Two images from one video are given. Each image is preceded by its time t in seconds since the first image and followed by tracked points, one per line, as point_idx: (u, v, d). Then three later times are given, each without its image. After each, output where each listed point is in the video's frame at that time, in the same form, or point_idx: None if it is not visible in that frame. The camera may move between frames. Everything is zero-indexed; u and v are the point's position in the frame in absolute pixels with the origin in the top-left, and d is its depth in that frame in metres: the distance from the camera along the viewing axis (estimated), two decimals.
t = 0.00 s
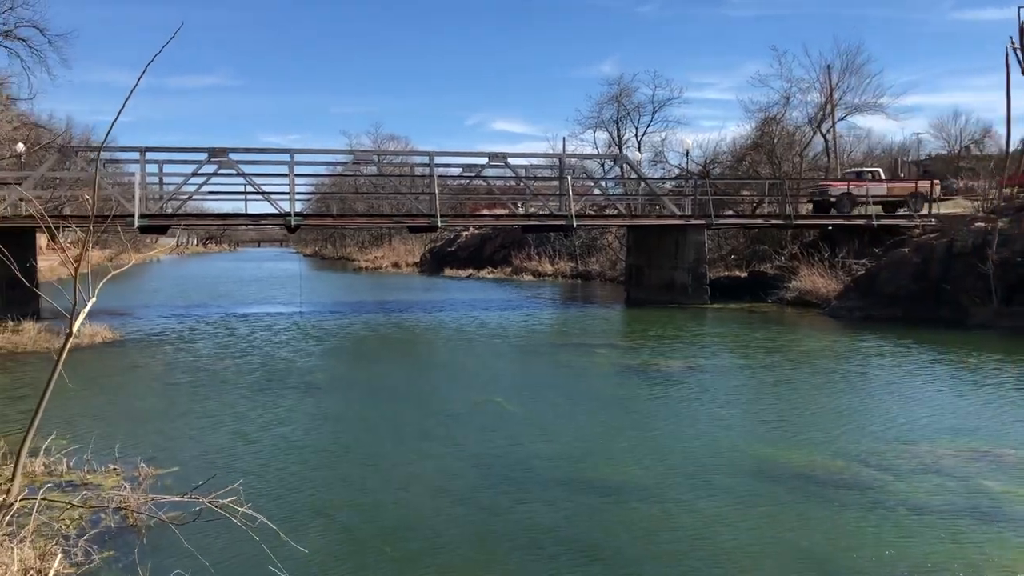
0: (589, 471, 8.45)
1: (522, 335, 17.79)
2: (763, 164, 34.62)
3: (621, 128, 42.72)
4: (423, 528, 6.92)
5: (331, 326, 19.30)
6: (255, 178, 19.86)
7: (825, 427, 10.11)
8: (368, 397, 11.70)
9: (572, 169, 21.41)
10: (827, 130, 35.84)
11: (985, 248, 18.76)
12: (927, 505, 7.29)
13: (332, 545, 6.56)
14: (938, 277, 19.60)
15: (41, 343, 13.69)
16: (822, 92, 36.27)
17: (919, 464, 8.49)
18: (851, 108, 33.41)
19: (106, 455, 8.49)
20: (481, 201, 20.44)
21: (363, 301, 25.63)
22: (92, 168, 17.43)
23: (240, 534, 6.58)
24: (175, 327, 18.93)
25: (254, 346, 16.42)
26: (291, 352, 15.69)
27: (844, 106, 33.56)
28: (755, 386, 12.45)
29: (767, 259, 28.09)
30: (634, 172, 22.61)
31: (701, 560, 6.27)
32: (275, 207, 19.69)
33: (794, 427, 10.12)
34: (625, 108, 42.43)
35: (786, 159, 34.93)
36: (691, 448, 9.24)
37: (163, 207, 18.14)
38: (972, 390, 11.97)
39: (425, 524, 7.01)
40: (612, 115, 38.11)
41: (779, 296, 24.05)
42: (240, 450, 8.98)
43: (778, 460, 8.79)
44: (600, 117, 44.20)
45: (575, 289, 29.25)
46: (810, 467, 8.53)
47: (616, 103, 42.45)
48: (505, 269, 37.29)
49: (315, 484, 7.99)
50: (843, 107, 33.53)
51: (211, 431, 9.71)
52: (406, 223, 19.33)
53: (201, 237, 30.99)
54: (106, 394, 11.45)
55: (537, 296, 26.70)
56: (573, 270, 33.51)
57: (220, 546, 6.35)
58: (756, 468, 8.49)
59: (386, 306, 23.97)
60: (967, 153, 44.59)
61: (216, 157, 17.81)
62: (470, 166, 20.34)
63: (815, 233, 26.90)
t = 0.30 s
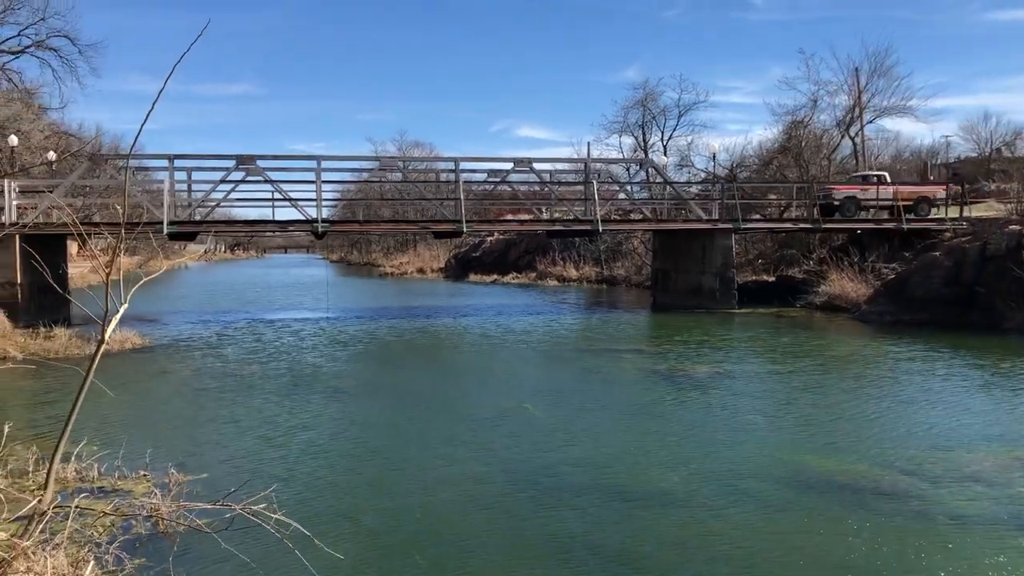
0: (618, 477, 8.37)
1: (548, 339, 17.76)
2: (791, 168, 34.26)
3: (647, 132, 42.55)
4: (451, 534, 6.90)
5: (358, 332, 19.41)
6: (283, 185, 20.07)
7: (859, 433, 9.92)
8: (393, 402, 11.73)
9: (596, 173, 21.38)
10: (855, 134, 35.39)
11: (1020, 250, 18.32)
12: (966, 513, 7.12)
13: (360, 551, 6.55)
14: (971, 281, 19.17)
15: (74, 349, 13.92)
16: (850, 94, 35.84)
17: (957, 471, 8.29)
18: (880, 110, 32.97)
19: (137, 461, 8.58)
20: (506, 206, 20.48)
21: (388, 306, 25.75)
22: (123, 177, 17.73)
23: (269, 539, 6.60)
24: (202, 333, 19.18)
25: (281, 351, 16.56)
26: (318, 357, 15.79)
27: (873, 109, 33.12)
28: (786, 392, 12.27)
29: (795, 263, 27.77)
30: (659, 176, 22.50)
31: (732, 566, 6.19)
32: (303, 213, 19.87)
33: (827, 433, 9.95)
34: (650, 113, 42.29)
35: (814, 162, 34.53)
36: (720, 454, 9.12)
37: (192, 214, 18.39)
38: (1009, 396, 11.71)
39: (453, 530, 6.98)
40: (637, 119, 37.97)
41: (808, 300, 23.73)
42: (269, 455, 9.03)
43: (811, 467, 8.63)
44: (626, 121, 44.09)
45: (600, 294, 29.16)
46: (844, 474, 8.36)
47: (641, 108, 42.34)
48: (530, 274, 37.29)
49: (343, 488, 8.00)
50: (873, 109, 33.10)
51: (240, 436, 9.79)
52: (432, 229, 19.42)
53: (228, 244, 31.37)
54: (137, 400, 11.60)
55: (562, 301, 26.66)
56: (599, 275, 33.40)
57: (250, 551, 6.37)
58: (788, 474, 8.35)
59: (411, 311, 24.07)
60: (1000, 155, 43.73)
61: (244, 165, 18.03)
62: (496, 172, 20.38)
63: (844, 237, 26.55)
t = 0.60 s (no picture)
0: (644, 486, 8.29)
1: (572, 347, 17.70)
2: (818, 173, 33.88)
3: (672, 139, 42.34)
4: (476, 543, 6.87)
5: (383, 340, 19.48)
6: (309, 194, 20.25)
7: (890, 442, 9.73)
8: (418, 411, 11.76)
9: (622, 180, 21.28)
10: (883, 138, 34.90)
11: None
12: (999, 522, 6.97)
13: (384, 559, 6.56)
14: (1004, 287, 18.64)
15: (103, 358, 14.12)
16: (878, 99, 35.39)
17: (991, 481, 8.11)
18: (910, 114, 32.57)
19: (164, 470, 8.67)
20: (531, 214, 20.49)
21: (414, 314, 25.86)
22: (151, 188, 17.99)
23: (294, 548, 6.62)
24: (229, 342, 19.38)
25: (307, 359, 16.68)
26: (344, 366, 15.86)
27: (903, 112, 32.71)
28: (816, 400, 12.09)
29: (823, 269, 27.42)
30: (684, 182, 22.36)
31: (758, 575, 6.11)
32: (329, 223, 20.01)
33: (857, 442, 9.77)
34: (675, 119, 42.11)
35: (841, 168, 34.11)
36: (748, 464, 9.00)
37: (220, 224, 18.61)
38: None
39: (477, 539, 6.95)
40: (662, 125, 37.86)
41: (838, 308, 23.41)
42: (295, 464, 9.08)
43: (841, 476, 8.48)
44: (651, 128, 43.92)
45: (626, 301, 29.02)
46: (875, 484, 8.21)
47: (666, 114, 42.18)
48: (555, 282, 37.23)
49: (368, 497, 8.02)
50: (902, 113, 32.69)
51: (267, 445, 9.86)
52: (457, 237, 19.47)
53: (256, 253, 31.72)
54: (166, 409, 11.73)
55: (587, 308, 26.57)
56: (624, 282, 33.24)
57: (275, 560, 6.39)
58: (818, 484, 8.22)
59: (436, 319, 24.13)
60: None
61: (271, 175, 18.22)
62: (521, 179, 20.38)
63: (873, 243, 26.17)
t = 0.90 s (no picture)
0: (666, 499, 8.16)
1: (594, 359, 17.58)
2: (842, 182, 33.49)
3: (694, 148, 42.12)
4: (496, 556, 6.78)
5: (404, 352, 19.49)
6: (330, 207, 20.35)
7: (919, 454, 9.50)
8: (438, 423, 11.70)
9: (643, 190, 21.15)
10: (908, 146, 34.45)
11: None
12: None
13: (403, 572, 6.50)
14: None
15: (126, 372, 14.24)
16: (902, 106, 34.93)
17: None
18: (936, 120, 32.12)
19: (185, 484, 8.70)
20: (552, 225, 20.42)
21: (435, 327, 25.86)
22: (174, 202, 18.17)
23: (313, 561, 6.58)
24: (252, 355, 19.48)
25: (328, 372, 16.71)
26: (366, 378, 15.86)
27: (929, 119, 32.26)
28: (842, 411, 11.85)
29: (849, 279, 27.05)
30: (706, 192, 22.21)
31: None
32: (351, 235, 20.09)
33: (885, 454, 9.55)
34: (696, 128, 41.92)
35: (866, 176, 33.69)
36: (773, 476, 8.83)
37: (242, 237, 18.76)
38: None
39: (498, 551, 6.89)
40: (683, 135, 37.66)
41: (864, 318, 23.07)
42: (314, 477, 9.06)
43: (869, 489, 8.29)
44: (672, 138, 43.76)
45: (648, 312, 28.82)
46: (905, 497, 8.00)
47: (687, 124, 42.03)
48: (577, 293, 37.09)
49: (388, 509, 7.97)
50: (928, 120, 32.24)
51: (287, 458, 9.85)
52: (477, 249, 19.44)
53: (278, 266, 31.98)
54: (188, 423, 11.77)
55: (609, 320, 26.43)
56: (647, 293, 33.03)
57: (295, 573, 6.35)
58: (844, 498, 8.03)
59: (457, 332, 24.12)
60: None
61: (292, 189, 18.35)
62: (541, 191, 20.33)
63: (899, 252, 25.77)
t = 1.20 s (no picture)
0: (681, 505, 8.08)
1: (606, 364, 17.53)
2: (855, 186, 33.29)
3: (706, 153, 41.98)
4: (508, 561, 6.76)
5: (417, 357, 19.48)
6: (344, 213, 20.41)
7: (936, 460, 9.37)
8: (451, 429, 11.67)
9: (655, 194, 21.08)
10: (922, 150, 34.18)
11: None
12: None
13: None
14: None
15: (141, 377, 14.30)
16: (916, 110, 34.69)
17: None
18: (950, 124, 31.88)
19: (199, 489, 8.72)
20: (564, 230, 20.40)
21: (448, 332, 25.88)
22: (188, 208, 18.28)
23: (326, 567, 6.57)
24: (265, 360, 19.56)
25: (341, 377, 16.74)
26: (378, 383, 15.87)
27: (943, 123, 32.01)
28: (858, 417, 11.72)
29: (862, 284, 26.87)
30: (720, 197, 22.13)
31: None
32: (364, 241, 20.14)
33: (902, 460, 9.43)
34: (709, 133, 41.81)
35: (879, 181, 33.47)
36: (787, 481, 8.77)
37: (256, 243, 18.84)
38: None
39: (513, 557, 6.84)
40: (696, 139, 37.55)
41: (879, 322, 22.89)
42: (327, 482, 9.05)
43: (886, 495, 8.18)
44: (684, 143, 43.69)
45: (660, 317, 28.74)
46: (923, 503, 7.88)
47: (700, 129, 41.96)
48: (589, 298, 37.03)
49: (402, 515, 7.94)
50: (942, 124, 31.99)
51: (300, 463, 9.85)
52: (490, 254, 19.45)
53: (291, 272, 32.11)
54: (201, 428, 11.82)
55: (622, 325, 26.36)
56: (660, 298, 32.92)
57: None
58: (861, 504, 7.93)
59: (469, 337, 24.12)
60: None
61: (306, 194, 18.43)
62: (553, 196, 20.32)
63: (913, 256, 25.55)
